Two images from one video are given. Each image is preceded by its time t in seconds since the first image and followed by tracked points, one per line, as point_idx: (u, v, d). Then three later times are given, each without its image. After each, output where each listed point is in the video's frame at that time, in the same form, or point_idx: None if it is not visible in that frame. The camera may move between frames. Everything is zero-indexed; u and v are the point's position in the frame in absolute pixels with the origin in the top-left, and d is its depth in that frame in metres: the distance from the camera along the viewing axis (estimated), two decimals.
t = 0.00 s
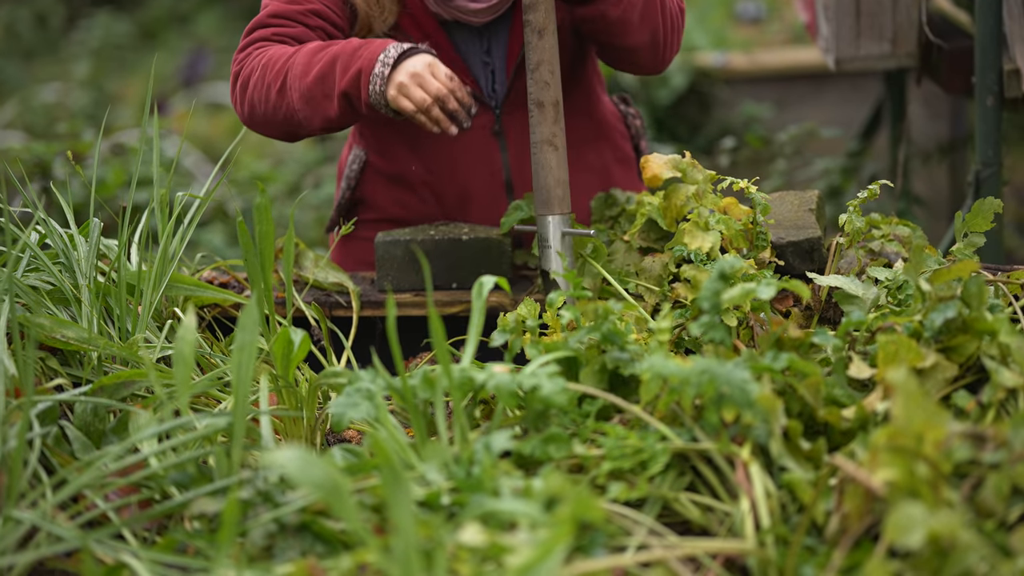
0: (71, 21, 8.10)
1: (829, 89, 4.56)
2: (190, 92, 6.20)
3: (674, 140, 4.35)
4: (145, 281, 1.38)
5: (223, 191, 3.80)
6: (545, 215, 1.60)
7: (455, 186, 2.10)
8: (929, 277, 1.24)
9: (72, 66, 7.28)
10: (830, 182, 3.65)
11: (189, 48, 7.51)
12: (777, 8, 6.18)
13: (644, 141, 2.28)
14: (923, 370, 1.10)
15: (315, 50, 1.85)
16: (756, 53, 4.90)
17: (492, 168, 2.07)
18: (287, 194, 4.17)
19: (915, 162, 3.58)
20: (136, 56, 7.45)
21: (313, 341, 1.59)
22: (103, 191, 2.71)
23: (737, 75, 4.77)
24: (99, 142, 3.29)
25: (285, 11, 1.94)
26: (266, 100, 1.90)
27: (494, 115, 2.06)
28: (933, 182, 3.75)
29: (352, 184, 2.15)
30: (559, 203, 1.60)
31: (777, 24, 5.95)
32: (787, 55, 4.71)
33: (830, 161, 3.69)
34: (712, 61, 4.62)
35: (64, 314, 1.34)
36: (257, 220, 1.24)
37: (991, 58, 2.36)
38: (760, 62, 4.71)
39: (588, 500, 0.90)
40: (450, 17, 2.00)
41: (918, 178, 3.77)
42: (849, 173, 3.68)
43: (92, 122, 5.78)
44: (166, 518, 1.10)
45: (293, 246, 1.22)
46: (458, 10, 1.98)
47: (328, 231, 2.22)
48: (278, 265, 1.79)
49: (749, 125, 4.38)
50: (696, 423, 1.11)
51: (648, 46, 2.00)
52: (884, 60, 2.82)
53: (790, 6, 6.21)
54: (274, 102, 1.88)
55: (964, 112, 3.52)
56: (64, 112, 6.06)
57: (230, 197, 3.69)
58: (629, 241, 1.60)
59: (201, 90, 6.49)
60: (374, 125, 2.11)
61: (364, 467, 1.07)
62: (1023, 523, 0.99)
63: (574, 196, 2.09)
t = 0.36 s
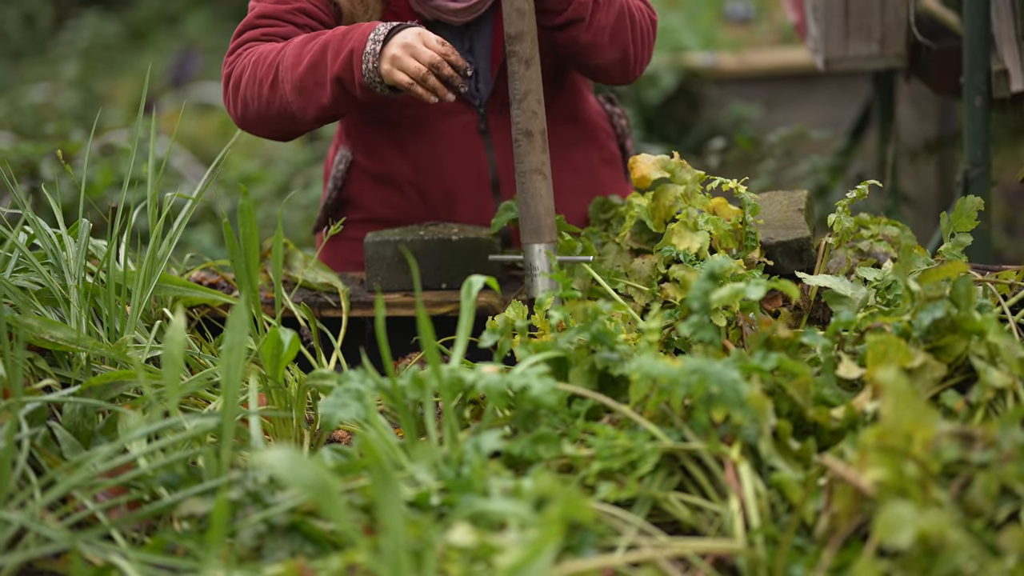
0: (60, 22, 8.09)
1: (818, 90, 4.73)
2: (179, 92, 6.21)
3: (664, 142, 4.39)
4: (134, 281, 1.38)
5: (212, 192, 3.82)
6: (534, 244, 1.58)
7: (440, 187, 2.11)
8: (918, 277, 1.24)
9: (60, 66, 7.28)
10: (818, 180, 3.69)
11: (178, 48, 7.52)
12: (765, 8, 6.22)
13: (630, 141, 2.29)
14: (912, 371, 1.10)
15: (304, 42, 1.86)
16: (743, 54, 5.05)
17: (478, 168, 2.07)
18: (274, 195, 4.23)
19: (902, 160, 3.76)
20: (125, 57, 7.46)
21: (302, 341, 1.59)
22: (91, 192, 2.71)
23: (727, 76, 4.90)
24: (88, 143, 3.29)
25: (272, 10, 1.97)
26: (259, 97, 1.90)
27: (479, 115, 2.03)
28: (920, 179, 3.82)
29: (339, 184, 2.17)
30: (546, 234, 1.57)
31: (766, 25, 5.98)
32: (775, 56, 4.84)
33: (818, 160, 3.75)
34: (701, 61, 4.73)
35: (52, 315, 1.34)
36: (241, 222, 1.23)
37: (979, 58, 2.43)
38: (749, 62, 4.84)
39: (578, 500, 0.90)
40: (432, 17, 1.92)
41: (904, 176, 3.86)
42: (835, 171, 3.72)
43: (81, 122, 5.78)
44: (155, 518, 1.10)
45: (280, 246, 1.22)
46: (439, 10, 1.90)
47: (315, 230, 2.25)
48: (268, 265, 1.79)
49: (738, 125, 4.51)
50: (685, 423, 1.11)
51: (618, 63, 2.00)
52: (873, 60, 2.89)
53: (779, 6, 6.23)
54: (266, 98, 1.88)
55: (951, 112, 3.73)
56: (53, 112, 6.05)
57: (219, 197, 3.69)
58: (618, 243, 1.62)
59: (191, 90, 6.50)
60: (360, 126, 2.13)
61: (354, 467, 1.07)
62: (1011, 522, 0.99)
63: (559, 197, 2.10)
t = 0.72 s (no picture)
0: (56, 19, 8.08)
1: (814, 87, 4.71)
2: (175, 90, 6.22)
3: (660, 139, 4.54)
4: (130, 279, 1.38)
5: (207, 189, 3.85)
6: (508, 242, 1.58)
7: (432, 182, 2.12)
8: (914, 274, 1.25)
9: (56, 63, 7.29)
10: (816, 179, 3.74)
11: (175, 46, 7.53)
12: (762, 6, 6.25)
13: (622, 138, 2.30)
14: (908, 369, 1.10)
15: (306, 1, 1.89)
16: (742, 53, 5.10)
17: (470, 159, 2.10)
18: (272, 193, 4.30)
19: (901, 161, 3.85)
20: (122, 55, 7.48)
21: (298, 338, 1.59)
22: (87, 190, 2.72)
23: (724, 74, 4.94)
24: (84, 140, 3.30)
25: None
26: (272, 65, 1.94)
27: (468, 108, 2.09)
28: (918, 180, 3.97)
29: (330, 180, 2.17)
30: (523, 232, 1.59)
31: (763, 23, 6.00)
32: (771, 55, 4.92)
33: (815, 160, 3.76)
34: (697, 60, 4.82)
35: (48, 314, 1.34)
36: (241, 220, 1.22)
37: (975, 56, 2.43)
38: (746, 60, 4.90)
39: (574, 497, 0.90)
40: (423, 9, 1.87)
41: (903, 176, 3.98)
42: (833, 170, 3.77)
43: (77, 120, 5.80)
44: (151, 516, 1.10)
45: (278, 243, 1.22)
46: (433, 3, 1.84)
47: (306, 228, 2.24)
48: (264, 264, 1.79)
49: (734, 123, 4.55)
50: (681, 421, 1.11)
51: (592, 63, 2.00)
52: (868, 58, 2.94)
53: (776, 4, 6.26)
54: (280, 62, 1.92)
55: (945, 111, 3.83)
56: (49, 110, 6.06)
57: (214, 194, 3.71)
58: (614, 240, 1.61)
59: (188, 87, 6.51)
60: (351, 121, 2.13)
61: (350, 466, 1.07)
62: (1006, 520, 0.99)
63: (552, 193, 2.11)
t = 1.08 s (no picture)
0: (53, 20, 8.08)
1: (811, 88, 4.72)
2: (173, 90, 6.22)
3: (658, 139, 4.62)
4: (128, 280, 1.38)
5: (205, 190, 3.86)
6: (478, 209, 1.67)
7: (420, 163, 2.13)
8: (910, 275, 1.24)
9: (54, 64, 7.30)
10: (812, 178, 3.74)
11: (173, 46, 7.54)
12: (760, 7, 6.26)
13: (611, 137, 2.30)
14: (906, 369, 1.10)
15: None
16: (741, 53, 5.02)
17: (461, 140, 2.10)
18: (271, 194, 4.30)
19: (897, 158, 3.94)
20: (120, 56, 7.49)
21: (296, 338, 1.59)
22: (85, 190, 2.72)
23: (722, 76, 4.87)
24: (83, 141, 3.31)
25: None
26: None
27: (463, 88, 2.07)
28: (915, 177, 3.96)
29: (317, 161, 2.18)
30: (494, 198, 1.67)
31: (761, 24, 6.01)
32: (772, 55, 4.80)
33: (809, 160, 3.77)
34: (695, 60, 4.79)
35: (45, 314, 1.34)
36: (237, 220, 1.25)
37: (974, 57, 2.44)
38: (744, 62, 4.79)
39: (571, 498, 0.89)
40: None
41: (901, 175, 4.00)
42: (830, 169, 3.78)
43: (75, 121, 5.81)
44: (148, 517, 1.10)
45: (275, 244, 1.23)
46: None
47: (293, 214, 2.24)
48: (262, 264, 1.80)
49: (732, 124, 4.57)
50: (679, 422, 1.11)
51: (578, 34, 1.95)
52: (867, 57, 2.98)
53: (773, 6, 6.27)
54: None
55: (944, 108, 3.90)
56: (47, 110, 6.06)
57: (212, 195, 3.71)
58: (612, 242, 1.62)
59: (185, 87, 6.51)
60: (341, 101, 2.14)
61: (348, 466, 1.07)
62: (1004, 520, 0.98)
63: (541, 180, 2.13)
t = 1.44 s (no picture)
0: (53, 20, 8.07)
1: (809, 89, 4.73)
2: (172, 90, 6.23)
3: (657, 139, 4.66)
4: (126, 280, 1.38)
5: (204, 190, 3.86)
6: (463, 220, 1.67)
7: (417, 165, 2.12)
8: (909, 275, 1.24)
9: (54, 63, 7.30)
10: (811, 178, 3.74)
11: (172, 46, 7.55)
12: (759, 8, 6.27)
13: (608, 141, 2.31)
14: (905, 369, 1.10)
15: None
16: (739, 52, 5.07)
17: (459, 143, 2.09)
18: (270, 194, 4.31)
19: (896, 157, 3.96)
20: (118, 56, 7.49)
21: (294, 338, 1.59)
22: (83, 190, 2.73)
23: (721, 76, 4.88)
24: (82, 141, 3.31)
25: None
26: None
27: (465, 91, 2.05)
28: (914, 177, 3.98)
29: (317, 158, 2.20)
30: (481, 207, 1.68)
31: (760, 24, 6.02)
32: (769, 55, 4.84)
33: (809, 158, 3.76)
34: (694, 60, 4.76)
35: (44, 314, 1.34)
36: (234, 221, 1.25)
37: (973, 57, 2.44)
38: (743, 62, 4.80)
39: (570, 498, 0.89)
40: None
41: (900, 175, 4.02)
42: (828, 169, 3.78)
43: (74, 121, 5.81)
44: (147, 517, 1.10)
45: (274, 245, 1.23)
46: None
47: (291, 211, 2.26)
48: (261, 265, 1.80)
49: (731, 124, 4.57)
50: (678, 422, 1.11)
51: (599, 66, 1.98)
52: (865, 58, 2.98)
53: (772, 6, 6.28)
54: None
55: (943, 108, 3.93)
56: (46, 110, 6.06)
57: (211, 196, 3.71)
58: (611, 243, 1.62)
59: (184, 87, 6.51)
60: (342, 98, 2.14)
61: (347, 466, 1.07)
62: (1003, 521, 0.98)
63: (537, 186, 2.12)
